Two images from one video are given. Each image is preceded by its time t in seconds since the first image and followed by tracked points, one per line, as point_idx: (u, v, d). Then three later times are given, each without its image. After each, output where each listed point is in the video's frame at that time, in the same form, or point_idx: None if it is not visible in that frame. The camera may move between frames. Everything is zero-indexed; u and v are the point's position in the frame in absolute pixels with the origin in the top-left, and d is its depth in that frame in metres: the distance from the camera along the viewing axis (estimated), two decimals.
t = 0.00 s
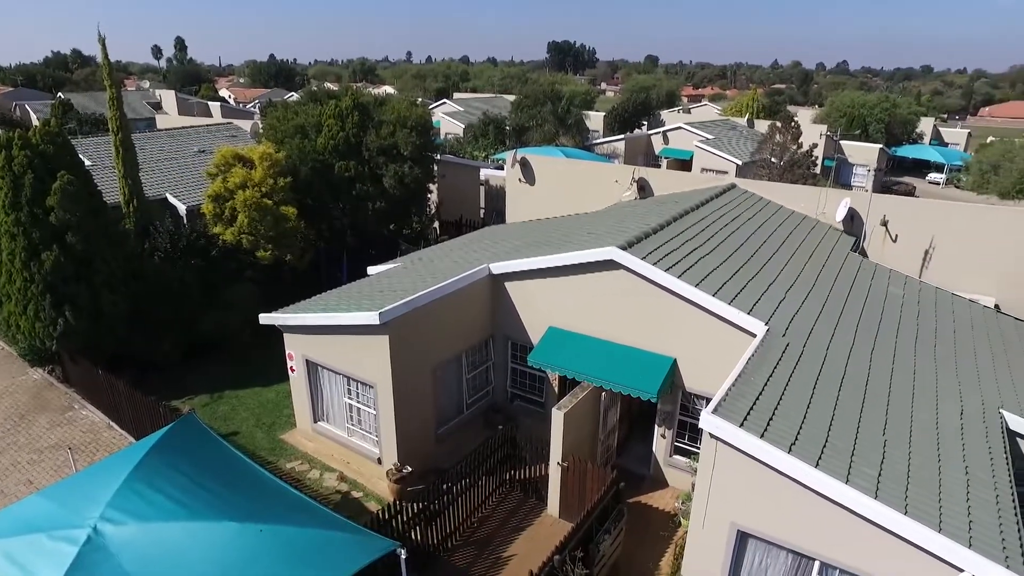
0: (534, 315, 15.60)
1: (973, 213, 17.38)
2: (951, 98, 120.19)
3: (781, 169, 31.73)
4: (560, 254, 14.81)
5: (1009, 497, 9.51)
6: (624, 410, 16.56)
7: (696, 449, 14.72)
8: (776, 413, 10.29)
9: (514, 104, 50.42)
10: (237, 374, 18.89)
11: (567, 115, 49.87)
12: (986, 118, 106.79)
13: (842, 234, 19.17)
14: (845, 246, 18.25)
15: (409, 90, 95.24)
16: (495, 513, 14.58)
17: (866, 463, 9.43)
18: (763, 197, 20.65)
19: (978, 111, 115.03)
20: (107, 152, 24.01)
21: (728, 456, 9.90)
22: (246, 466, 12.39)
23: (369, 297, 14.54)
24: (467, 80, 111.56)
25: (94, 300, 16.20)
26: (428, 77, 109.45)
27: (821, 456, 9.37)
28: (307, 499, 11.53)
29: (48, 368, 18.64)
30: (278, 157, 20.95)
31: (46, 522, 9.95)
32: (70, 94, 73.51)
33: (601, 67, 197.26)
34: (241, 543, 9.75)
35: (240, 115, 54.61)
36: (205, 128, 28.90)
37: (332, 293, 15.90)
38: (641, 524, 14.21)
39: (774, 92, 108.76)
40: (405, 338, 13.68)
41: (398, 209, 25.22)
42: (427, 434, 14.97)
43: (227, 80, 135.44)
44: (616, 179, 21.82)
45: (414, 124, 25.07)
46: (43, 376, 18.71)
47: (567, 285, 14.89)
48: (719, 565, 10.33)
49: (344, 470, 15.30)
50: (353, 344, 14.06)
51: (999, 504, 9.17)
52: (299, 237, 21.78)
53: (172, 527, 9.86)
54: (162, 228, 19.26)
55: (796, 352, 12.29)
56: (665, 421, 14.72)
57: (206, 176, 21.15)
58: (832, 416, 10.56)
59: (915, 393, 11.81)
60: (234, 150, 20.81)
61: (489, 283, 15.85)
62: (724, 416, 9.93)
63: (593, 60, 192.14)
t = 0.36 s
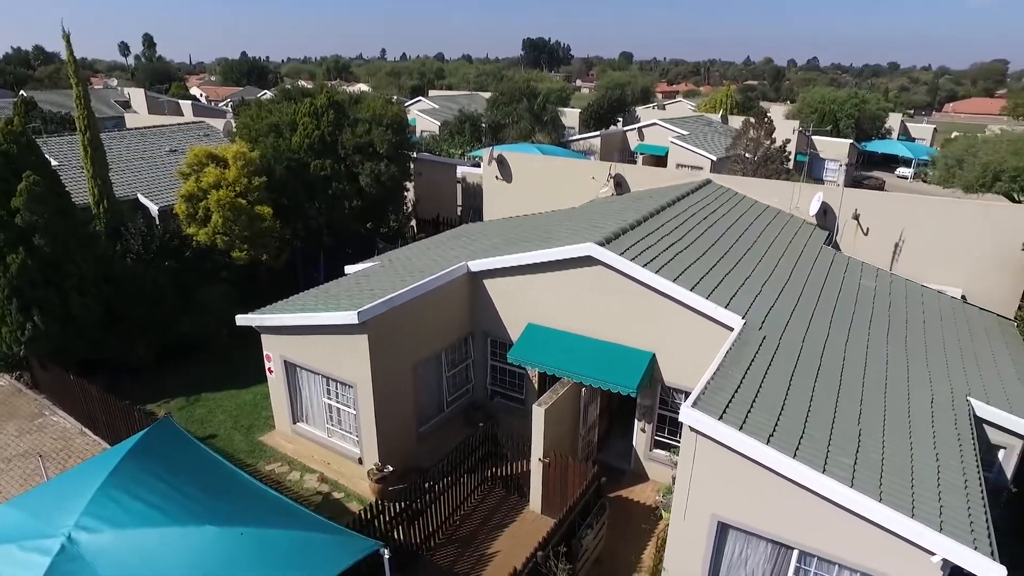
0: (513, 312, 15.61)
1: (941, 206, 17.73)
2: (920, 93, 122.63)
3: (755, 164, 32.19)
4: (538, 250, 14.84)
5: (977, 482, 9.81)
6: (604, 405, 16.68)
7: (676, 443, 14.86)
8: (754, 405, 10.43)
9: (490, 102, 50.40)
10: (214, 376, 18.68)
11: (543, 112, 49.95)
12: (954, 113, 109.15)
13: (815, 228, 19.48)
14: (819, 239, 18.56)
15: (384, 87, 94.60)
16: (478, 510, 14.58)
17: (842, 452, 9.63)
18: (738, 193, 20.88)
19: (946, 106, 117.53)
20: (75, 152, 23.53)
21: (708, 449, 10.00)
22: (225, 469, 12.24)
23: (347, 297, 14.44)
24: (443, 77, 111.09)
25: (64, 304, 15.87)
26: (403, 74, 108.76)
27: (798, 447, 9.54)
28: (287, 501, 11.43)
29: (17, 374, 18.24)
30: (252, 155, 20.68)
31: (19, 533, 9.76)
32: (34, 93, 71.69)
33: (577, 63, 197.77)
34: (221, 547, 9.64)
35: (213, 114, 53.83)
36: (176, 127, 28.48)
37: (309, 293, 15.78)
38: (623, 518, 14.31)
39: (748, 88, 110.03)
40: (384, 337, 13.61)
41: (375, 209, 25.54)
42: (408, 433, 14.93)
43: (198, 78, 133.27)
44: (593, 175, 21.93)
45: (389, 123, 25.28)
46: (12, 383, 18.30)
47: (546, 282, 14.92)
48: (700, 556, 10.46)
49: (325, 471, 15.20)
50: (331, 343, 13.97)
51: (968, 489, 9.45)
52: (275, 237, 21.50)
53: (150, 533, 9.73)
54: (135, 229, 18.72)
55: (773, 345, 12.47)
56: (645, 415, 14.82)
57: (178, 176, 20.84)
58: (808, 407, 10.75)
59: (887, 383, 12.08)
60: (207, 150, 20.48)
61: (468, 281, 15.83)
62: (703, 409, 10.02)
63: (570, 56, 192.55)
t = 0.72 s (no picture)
0: (492, 309, 15.61)
1: (910, 199, 18.07)
2: (890, 89, 125.01)
3: (729, 159, 32.62)
4: (516, 247, 14.84)
5: (947, 468, 10.06)
6: (584, 401, 16.76)
7: (655, 437, 14.99)
8: (731, 398, 10.53)
9: (465, 98, 50.24)
10: (190, 379, 18.44)
11: (519, 109, 49.97)
12: (922, 108, 111.48)
13: (789, 222, 19.75)
14: (793, 233, 18.83)
15: (359, 84, 93.74)
16: (459, 508, 14.59)
17: (817, 443, 9.80)
18: (713, 188, 21.10)
19: (914, 102, 120.08)
20: (40, 152, 22.98)
21: (687, 441, 10.07)
22: (203, 472, 12.06)
23: (324, 296, 14.32)
24: (418, 74, 110.44)
25: (31, 308, 15.51)
26: (378, 71, 107.92)
27: (775, 438, 9.67)
28: (266, 504, 11.30)
29: None
30: (225, 154, 20.42)
31: None
32: None
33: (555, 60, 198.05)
34: (197, 552, 9.48)
35: (184, 113, 53.07)
36: (145, 126, 27.96)
37: (285, 293, 15.63)
38: (604, 513, 14.41)
39: (722, 84, 111.17)
40: (362, 336, 13.52)
41: (353, 208, 25.13)
42: (388, 433, 14.86)
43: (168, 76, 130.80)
44: (570, 171, 22.00)
45: (365, 121, 25.00)
46: None
47: (524, 279, 14.94)
48: (681, 547, 10.57)
49: (304, 473, 15.09)
50: (309, 344, 13.86)
51: (939, 475, 9.67)
52: (250, 237, 21.24)
53: (125, 540, 9.56)
54: (105, 230, 18.25)
55: (749, 338, 12.61)
56: (624, 410, 14.92)
57: (149, 176, 20.49)
58: (784, 398, 10.89)
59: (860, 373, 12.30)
60: (179, 149, 20.19)
61: (446, 279, 15.80)
62: (682, 403, 10.08)
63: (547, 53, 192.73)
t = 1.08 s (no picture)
0: (470, 307, 15.58)
1: (880, 192, 18.41)
2: (860, 85, 127.25)
3: (704, 154, 32.98)
4: (493, 244, 14.81)
5: (918, 455, 10.27)
6: (563, 396, 16.81)
7: (634, 431, 15.09)
8: (709, 391, 10.61)
9: (440, 95, 50.03)
10: (164, 382, 18.15)
11: (494, 105, 49.92)
12: (891, 103, 113.75)
13: (764, 216, 19.98)
14: (767, 227, 19.06)
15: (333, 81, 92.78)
16: (440, 506, 14.54)
17: (792, 433, 9.93)
18: (688, 183, 21.29)
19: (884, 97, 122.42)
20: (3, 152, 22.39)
21: (665, 435, 10.11)
22: (179, 476, 11.82)
23: (300, 296, 14.17)
24: (393, 71, 109.66)
25: None
26: (352, 68, 106.87)
27: (752, 430, 9.77)
28: (244, 506, 11.09)
29: None
30: (197, 153, 20.10)
31: None
32: None
33: (532, 57, 198.12)
34: (175, 560, 9.24)
35: (154, 111, 52.02)
36: (113, 124, 27.40)
37: (259, 293, 15.45)
38: (585, 508, 14.47)
39: (697, 80, 112.16)
40: (339, 335, 13.39)
41: (327, 205, 24.95)
42: (367, 432, 14.76)
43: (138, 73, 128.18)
44: (545, 167, 22.09)
45: (339, 118, 24.84)
46: None
47: (501, 276, 14.92)
48: (661, 540, 10.64)
49: (283, 474, 14.93)
50: (285, 344, 13.70)
51: (910, 462, 9.89)
52: (223, 237, 20.96)
53: (96, 548, 9.34)
54: (72, 232, 17.97)
55: (725, 331, 12.73)
56: (603, 405, 15.00)
57: (118, 176, 20.12)
58: (760, 390, 11.01)
59: (834, 364, 12.50)
60: (148, 148, 19.84)
61: (423, 277, 15.72)
62: (661, 397, 10.11)
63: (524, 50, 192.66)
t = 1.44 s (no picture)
0: (447, 304, 15.51)
1: (851, 185, 18.70)
2: (831, 80, 129.36)
3: (679, 149, 33.23)
4: (470, 240, 14.75)
5: (891, 442, 10.45)
6: (542, 392, 16.83)
7: (613, 425, 15.17)
8: (687, 384, 10.67)
9: (415, 91, 49.74)
10: (137, 386, 17.82)
11: (469, 101, 49.72)
12: (861, 98, 115.89)
13: (738, 210, 20.16)
14: (742, 221, 19.25)
15: (308, 78, 91.72)
16: (421, 505, 14.46)
17: (769, 424, 10.02)
18: (664, 178, 21.42)
19: (855, 91, 124.44)
20: None
21: (644, 429, 10.13)
22: (155, 480, 11.57)
23: (275, 296, 13.99)
24: (368, 68, 108.77)
25: None
26: (327, 64, 105.77)
27: (729, 423, 9.85)
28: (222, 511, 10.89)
29: None
30: (166, 151, 19.79)
31: None
32: None
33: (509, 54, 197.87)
34: (151, 566, 9.06)
35: (121, 109, 50.90)
36: (79, 122, 26.79)
37: (234, 293, 15.24)
38: (567, 503, 14.52)
39: (672, 76, 112.98)
40: (316, 334, 13.24)
41: (302, 203, 24.78)
42: (345, 432, 14.62)
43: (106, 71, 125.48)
44: (521, 163, 22.09)
45: (312, 115, 24.80)
46: None
47: (479, 272, 14.87)
48: (642, 533, 10.69)
49: (262, 476, 14.75)
50: (260, 344, 13.52)
51: (883, 450, 10.07)
52: (195, 236, 20.70)
53: (69, 558, 9.13)
54: (38, 232, 17.15)
55: (702, 324, 12.82)
56: (583, 400, 15.05)
57: (87, 175, 19.72)
58: (737, 383, 11.11)
59: (808, 355, 12.67)
60: (116, 147, 19.49)
61: (400, 274, 15.61)
62: (639, 391, 10.14)
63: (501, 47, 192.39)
